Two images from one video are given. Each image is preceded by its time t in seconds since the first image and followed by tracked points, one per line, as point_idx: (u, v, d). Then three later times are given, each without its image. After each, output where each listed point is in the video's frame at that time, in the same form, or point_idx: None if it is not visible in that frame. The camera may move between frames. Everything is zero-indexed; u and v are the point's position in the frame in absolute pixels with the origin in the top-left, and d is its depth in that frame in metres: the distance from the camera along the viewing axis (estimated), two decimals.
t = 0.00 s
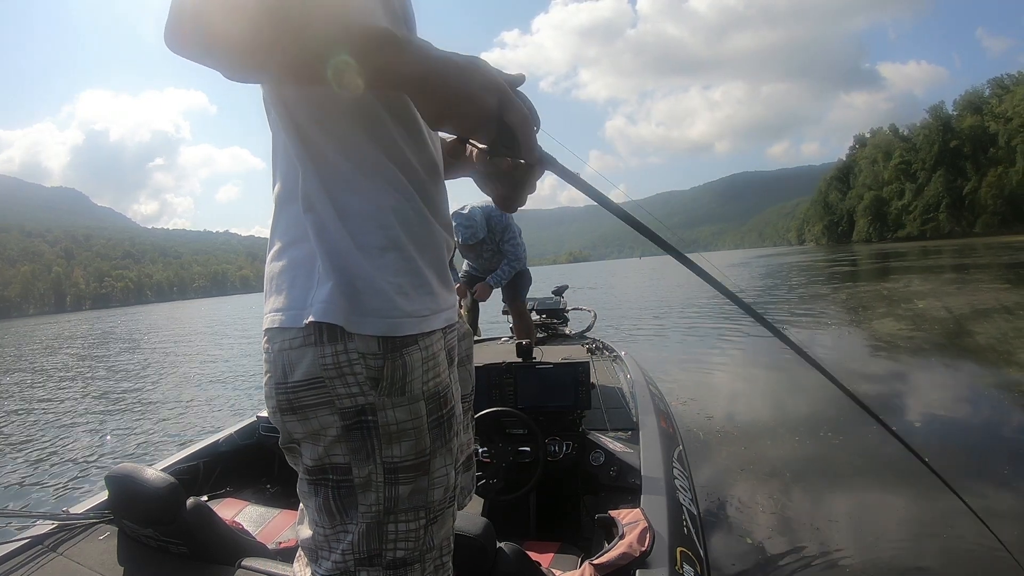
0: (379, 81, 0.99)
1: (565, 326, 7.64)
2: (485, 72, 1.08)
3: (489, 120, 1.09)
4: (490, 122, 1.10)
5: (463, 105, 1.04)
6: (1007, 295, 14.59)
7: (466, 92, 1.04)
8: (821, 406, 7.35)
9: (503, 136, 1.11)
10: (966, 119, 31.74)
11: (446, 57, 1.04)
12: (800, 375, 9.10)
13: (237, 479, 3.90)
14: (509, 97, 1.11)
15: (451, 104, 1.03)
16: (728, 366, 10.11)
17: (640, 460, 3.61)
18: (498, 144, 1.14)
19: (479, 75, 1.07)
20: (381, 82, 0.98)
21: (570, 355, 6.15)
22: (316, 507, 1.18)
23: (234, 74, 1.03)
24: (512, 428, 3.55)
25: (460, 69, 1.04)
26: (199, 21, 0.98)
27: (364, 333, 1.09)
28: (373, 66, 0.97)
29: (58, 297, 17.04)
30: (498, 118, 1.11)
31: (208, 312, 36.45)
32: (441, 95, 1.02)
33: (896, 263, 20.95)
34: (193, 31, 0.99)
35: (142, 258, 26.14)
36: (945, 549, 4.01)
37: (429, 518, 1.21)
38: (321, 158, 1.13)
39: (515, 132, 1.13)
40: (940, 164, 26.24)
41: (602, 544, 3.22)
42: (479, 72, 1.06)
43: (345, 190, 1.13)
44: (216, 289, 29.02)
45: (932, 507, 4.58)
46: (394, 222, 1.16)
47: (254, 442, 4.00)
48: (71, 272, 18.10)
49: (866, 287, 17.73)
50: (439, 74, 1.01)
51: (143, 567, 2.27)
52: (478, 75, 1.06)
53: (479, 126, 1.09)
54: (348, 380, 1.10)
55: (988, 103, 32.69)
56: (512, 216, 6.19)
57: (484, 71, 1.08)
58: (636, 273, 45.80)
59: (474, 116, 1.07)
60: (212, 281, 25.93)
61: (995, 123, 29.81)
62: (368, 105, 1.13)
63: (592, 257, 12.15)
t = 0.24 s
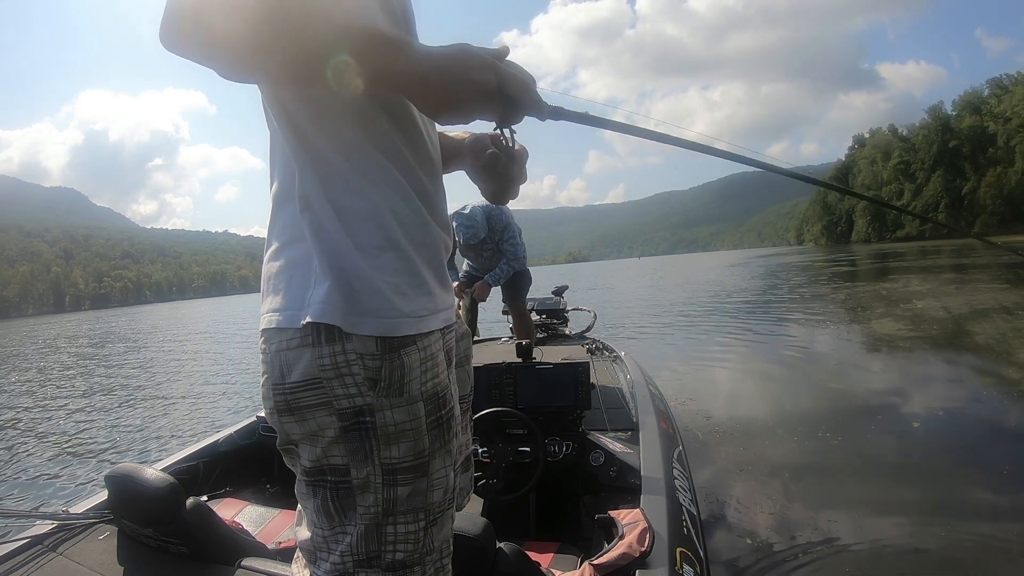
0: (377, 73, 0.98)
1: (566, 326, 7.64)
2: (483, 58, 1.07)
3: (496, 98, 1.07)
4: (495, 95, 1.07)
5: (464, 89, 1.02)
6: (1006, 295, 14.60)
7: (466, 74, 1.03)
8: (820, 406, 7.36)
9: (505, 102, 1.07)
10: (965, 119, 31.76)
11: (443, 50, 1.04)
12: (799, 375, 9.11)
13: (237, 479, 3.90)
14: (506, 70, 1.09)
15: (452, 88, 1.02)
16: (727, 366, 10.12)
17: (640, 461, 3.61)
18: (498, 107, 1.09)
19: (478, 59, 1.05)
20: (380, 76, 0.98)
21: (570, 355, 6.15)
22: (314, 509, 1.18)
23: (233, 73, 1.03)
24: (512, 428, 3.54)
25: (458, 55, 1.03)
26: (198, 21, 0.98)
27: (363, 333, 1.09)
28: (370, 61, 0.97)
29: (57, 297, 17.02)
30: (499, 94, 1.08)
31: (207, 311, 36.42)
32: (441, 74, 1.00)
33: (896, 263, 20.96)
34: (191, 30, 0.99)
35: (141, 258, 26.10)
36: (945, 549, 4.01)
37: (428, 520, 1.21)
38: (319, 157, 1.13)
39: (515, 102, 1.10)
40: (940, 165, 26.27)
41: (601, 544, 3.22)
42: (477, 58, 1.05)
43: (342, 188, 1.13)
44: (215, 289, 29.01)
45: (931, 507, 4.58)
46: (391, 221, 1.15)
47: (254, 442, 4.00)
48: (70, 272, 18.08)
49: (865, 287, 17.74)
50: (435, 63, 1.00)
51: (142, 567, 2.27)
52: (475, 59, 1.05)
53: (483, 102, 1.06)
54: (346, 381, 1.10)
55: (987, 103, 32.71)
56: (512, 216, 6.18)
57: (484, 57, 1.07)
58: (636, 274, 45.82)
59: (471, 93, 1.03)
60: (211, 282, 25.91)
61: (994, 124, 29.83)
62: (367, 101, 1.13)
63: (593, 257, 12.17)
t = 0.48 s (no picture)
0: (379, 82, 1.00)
1: (565, 326, 7.65)
2: (481, 79, 1.12)
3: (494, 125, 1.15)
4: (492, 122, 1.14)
5: (464, 112, 1.07)
6: (1004, 295, 14.63)
7: (465, 94, 1.07)
8: (819, 406, 7.37)
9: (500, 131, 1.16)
10: (964, 119, 31.79)
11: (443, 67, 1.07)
12: (798, 375, 9.12)
13: (237, 479, 3.90)
14: (505, 98, 1.16)
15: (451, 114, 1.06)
16: (727, 366, 10.13)
17: (640, 461, 3.61)
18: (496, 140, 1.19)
19: (476, 80, 1.10)
20: (380, 80, 0.99)
21: (570, 355, 6.16)
22: (315, 509, 1.18)
23: (233, 78, 1.03)
24: (512, 429, 3.54)
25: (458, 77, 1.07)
26: (199, 24, 0.98)
27: (363, 333, 1.09)
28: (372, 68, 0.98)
29: (56, 297, 17.00)
30: (496, 118, 1.15)
31: (206, 312, 36.38)
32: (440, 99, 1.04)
33: (895, 264, 21.02)
34: (194, 32, 0.99)
35: (140, 258, 26.09)
36: (943, 548, 4.02)
37: (428, 520, 1.21)
38: (320, 159, 1.13)
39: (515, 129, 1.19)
40: (938, 165, 26.36)
41: (602, 545, 3.21)
42: (473, 80, 1.10)
43: (342, 189, 1.13)
44: (215, 289, 29.01)
45: (931, 507, 4.58)
46: (392, 221, 1.15)
47: (254, 442, 4.00)
48: (69, 272, 18.07)
49: (864, 288, 17.78)
50: (435, 77, 1.04)
51: (143, 567, 2.27)
52: (474, 82, 1.10)
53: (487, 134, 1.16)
54: (346, 382, 1.10)
55: (986, 103, 32.74)
56: (512, 215, 6.15)
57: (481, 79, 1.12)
58: (635, 273, 45.87)
59: (468, 124, 1.09)
60: (211, 282, 25.93)
61: (993, 124, 29.87)
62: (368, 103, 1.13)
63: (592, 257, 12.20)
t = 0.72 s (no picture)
0: (378, 83, 1.00)
1: (565, 326, 7.65)
2: (478, 82, 1.14)
3: (485, 131, 1.17)
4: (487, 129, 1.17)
5: (459, 115, 1.10)
6: (1003, 295, 14.65)
7: (460, 100, 1.10)
8: (819, 406, 7.38)
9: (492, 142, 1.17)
10: (963, 120, 31.81)
11: (441, 68, 1.08)
12: (797, 375, 9.13)
13: (237, 479, 3.90)
14: (499, 104, 1.17)
15: (446, 117, 1.09)
16: (726, 366, 10.13)
17: (640, 461, 3.61)
18: (486, 150, 1.20)
19: (473, 84, 1.12)
20: (378, 80, 1.00)
21: (570, 355, 6.16)
22: (315, 509, 1.18)
23: (231, 77, 1.03)
24: (512, 429, 3.54)
25: (455, 78, 1.09)
26: (197, 24, 0.97)
27: (362, 334, 1.09)
28: (372, 70, 0.99)
29: (55, 297, 16.99)
30: (489, 125, 1.17)
31: (205, 311, 36.35)
32: (434, 104, 1.06)
33: (894, 264, 21.08)
34: (193, 32, 0.99)
35: (139, 258, 26.07)
36: (943, 549, 4.02)
37: (428, 520, 1.21)
38: (319, 159, 1.13)
39: (504, 142, 1.20)
40: (938, 165, 26.41)
41: (602, 545, 3.21)
42: (471, 82, 1.12)
43: (341, 190, 1.13)
44: (214, 289, 29.01)
45: (931, 507, 4.58)
46: (392, 221, 1.16)
47: (254, 442, 4.00)
48: (68, 272, 18.06)
49: (863, 288, 17.82)
50: (432, 80, 1.05)
51: (142, 567, 2.26)
52: (470, 88, 1.11)
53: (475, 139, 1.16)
54: (347, 382, 1.10)
55: (985, 103, 32.74)
56: (513, 214, 6.16)
57: (478, 83, 1.14)
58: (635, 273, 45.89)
59: (464, 127, 1.12)
60: (209, 281, 25.91)
61: (992, 124, 29.91)
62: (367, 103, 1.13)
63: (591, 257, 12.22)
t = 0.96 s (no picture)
0: (375, 75, 0.99)
1: (565, 326, 7.65)
2: (471, 52, 1.06)
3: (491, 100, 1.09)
4: (486, 95, 1.07)
5: (459, 85, 1.03)
6: (1002, 295, 14.67)
7: (458, 71, 1.03)
8: (818, 406, 7.38)
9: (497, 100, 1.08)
10: (962, 120, 31.83)
11: (433, 48, 1.04)
12: (796, 375, 9.14)
13: (237, 479, 3.90)
14: (496, 66, 1.09)
15: (429, 96, 1.02)
16: (725, 367, 10.14)
17: (640, 460, 3.61)
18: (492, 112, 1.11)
19: (466, 55, 1.05)
20: (378, 72, 0.99)
21: (570, 355, 6.16)
22: (314, 508, 1.18)
23: (230, 77, 1.03)
24: (512, 429, 3.54)
25: (448, 53, 1.03)
26: (195, 24, 0.98)
27: (362, 334, 1.09)
28: (370, 62, 0.98)
29: (55, 297, 16.98)
30: (490, 88, 1.08)
31: (204, 311, 36.36)
32: (433, 82, 1.01)
33: (894, 263, 21.16)
34: (190, 31, 0.99)
35: (139, 258, 26.08)
36: (942, 550, 4.02)
37: (428, 520, 1.21)
38: (318, 157, 1.13)
39: (504, 102, 1.10)
40: (937, 165, 26.44)
41: (602, 545, 3.22)
42: (461, 53, 1.04)
43: (341, 187, 1.13)
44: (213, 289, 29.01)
45: (929, 508, 4.59)
46: (390, 220, 1.15)
47: (254, 442, 4.00)
48: (68, 272, 18.06)
49: (863, 288, 17.84)
50: (424, 61, 1.01)
51: (142, 567, 2.26)
52: (463, 58, 1.04)
53: (474, 103, 1.06)
54: (346, 382, 1.10)
55: (984, 103, 32.77)
56: (512, 212, 6.14)
57: (472, 53, 1.07)
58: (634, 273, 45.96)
59: (464, 93, 1.04)
60: (209, 282, 25.89)
61: (991, 123, 29.95)
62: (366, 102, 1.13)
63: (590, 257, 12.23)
